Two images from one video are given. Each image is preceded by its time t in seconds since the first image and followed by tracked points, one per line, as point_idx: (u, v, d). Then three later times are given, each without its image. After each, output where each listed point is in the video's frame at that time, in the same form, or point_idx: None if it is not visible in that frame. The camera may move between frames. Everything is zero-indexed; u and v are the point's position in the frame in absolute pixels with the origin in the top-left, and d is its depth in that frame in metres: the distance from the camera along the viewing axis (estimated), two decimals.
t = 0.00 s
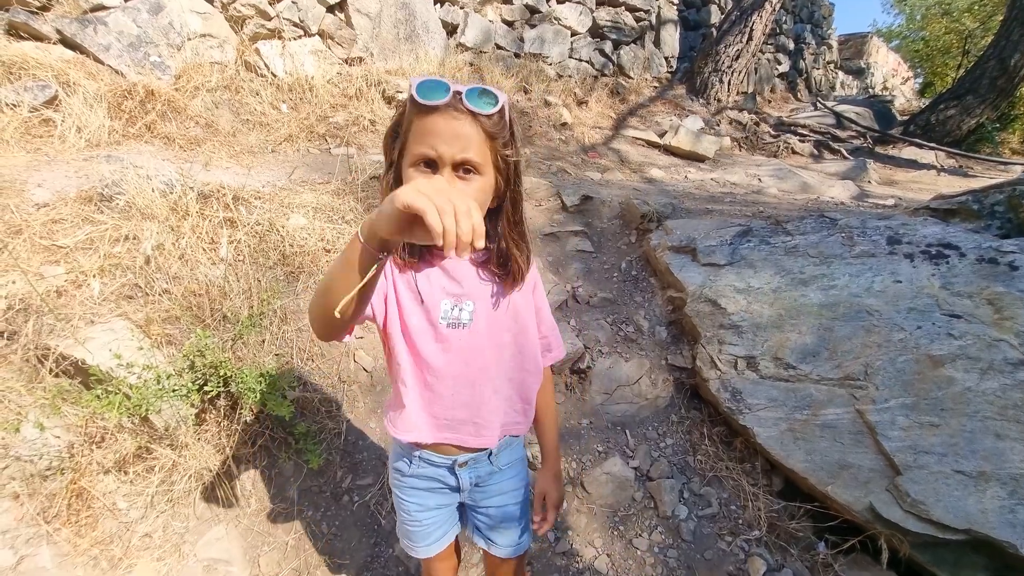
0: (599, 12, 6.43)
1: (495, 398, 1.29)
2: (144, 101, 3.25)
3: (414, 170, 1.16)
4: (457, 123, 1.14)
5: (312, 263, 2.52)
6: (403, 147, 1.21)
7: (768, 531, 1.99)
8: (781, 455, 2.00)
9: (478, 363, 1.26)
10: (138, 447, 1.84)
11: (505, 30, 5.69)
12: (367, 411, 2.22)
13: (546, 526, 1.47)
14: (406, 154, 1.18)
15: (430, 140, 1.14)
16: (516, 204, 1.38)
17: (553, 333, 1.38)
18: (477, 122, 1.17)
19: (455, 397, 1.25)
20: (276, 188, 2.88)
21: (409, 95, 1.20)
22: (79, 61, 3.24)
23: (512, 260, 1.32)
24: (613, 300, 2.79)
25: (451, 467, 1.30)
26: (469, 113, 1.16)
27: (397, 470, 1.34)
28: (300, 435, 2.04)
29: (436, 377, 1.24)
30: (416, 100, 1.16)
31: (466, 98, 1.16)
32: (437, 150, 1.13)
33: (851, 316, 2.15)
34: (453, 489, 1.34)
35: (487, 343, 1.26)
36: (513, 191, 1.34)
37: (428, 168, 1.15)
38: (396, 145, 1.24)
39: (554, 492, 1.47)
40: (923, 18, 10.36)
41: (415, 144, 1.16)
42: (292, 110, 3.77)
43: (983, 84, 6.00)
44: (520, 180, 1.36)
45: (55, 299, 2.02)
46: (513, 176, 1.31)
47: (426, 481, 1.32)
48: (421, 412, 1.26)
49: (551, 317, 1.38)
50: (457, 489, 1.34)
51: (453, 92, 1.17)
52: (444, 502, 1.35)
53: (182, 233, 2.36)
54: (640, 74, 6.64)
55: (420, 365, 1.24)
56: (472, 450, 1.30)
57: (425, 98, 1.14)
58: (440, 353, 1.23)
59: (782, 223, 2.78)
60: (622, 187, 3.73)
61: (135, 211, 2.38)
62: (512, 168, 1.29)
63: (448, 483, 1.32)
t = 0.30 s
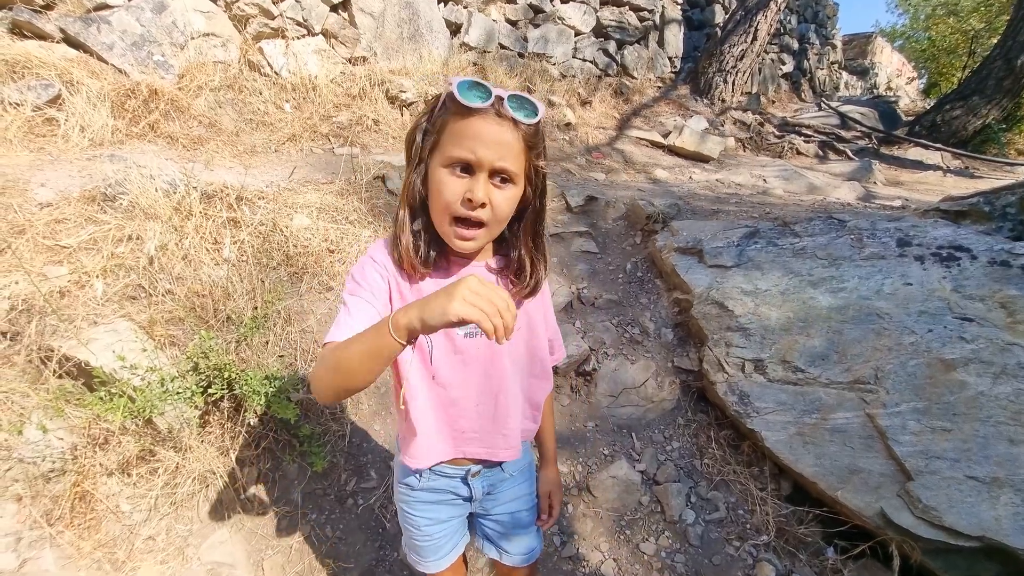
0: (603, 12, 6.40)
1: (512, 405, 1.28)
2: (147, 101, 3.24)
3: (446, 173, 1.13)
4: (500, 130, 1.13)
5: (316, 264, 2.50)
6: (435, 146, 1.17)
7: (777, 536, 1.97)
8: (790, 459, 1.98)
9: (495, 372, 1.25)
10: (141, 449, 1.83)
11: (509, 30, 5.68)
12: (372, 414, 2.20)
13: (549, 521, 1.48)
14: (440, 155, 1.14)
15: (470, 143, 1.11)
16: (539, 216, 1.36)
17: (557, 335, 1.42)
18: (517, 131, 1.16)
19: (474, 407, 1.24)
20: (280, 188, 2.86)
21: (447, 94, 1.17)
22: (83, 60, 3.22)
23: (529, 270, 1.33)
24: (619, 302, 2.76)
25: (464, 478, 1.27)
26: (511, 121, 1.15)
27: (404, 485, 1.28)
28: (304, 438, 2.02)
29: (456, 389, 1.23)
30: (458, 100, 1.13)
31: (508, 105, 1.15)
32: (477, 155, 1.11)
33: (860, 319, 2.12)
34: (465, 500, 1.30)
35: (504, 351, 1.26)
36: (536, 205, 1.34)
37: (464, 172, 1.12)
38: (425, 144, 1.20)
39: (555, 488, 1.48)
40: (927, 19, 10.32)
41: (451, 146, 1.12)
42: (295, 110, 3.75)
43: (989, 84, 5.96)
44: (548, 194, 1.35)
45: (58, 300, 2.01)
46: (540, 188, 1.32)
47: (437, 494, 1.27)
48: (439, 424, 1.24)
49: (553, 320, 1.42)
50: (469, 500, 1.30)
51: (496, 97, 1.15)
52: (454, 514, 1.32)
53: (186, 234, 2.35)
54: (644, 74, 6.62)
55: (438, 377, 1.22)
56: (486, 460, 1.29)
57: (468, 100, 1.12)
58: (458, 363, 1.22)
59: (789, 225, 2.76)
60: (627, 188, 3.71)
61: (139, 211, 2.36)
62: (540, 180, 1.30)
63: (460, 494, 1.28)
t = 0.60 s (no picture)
0: (597, 10, 6.38)
1: (550, 424, 1.23)
2: (141, 110, 3.21)
3: (499, 179, 1.10)
4: (551, 133, 1.11)
5: (315, 272, 2.47)
6: (483, 153, 1.14)
7: (787, 539, 1.95)
8: (799, 460, 1.95)
9: (532, 386, 1.21)
10: (142, 465, 1.81)
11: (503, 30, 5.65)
12: (375, 423, 2.17)
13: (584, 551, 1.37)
14: (490, 161, 1.12)
15: (524, 147, 1.08)
16: (590, 222, 1.34)
17: (609, 353, 1.31)
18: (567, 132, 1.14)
19: (508, 421, 1.21)
20: (276, 195, 2.84)
21: (493, 98, 1.14)
22: (75, 70, 3.20)
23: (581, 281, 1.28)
24: (621, 302, 2.74)
25: (497, 498, 1.25)
26: (562, 122, 1.14)
27: (438, 498, 1.27)
28: (307, 449, 1.99)
29: (490, 401, 1.20)
30: (507, 103, 1.11)
31: (558, 105, 1.13)
32: (533, 159, 1.08)
33: (867, 316, 2.10)
34: (498, 519, 1.28)
35: (543, 366, 1.21)
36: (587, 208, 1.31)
37: (517, 177, 1.09)
38: (472, 152, 1.17)
39: (596, 515, 1.36)
40: (921, 10, 10.30)
41: (502, 152, 1.10)
42: (290, 116, 3.73)
43: (987, 74, 5.93)
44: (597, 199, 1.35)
45: (54, 315, 1.98)
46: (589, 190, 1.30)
47: (469, 511, 1.26)
48: (472, 437, 1.22)
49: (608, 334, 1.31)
50: (502, 520, 1.28)
51: (544, 100, 1.14)
52: (486, 531, 1.30)
53: (182, 244, 2.32)
54: (640, 72, 6.60)
55: (472, 387, 1.19)
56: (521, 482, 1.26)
57: (518, 103, 1.10)
58: (493, 375, 1.19)
59: (791, 222, 2.74)
60: (626, 187, 3.69)
61: (134, 222, 2.34)
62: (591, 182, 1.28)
63: (492, 514, 1.26)
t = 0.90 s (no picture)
0: (578, 8, 6.38)
1: (572, 429, 1.18)
2: (115, 115, 3.14)
3: (516, 183, 1.09)
4: (571, 135, 1.07)
5: (297, 277, 2.43)
6: (505, 156, 1.14)
7: (779, 532, 1.96)
8: (788, 453, 1.97)
9: (555, 388, 1.16)
10: (124, 481, 1.76)
11: (483, 29, 5.62)
12: (363, 430, 2.13)
13: None
14: (509, 164, 1.11)
15: (541, 152, 1.06)
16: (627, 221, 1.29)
17: (649, 363, 1.25)
18: (591, 134, 1.09)
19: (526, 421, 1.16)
20: (257, 200, 2.79)
21: (517, 98, 1.12)
22: (46, 76, 3.11)
23: (617, 285, 1.25)
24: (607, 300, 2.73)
25: (510, 508, 1.21)
26: (584, 124, 1.08)
27: (453, 501, 1.27)
28: (294, 458, 1.97)
29: (511, 396, 1.16)
30: (527, 105, 1.08)
31: (583, 106, 1.08)
32: (548, 165, 1.06)
33: (851, 308, 2.11)
34: (510, 530, 1.25)
35: (569, 368, 1.16)
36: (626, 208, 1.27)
37: (533, 182, 1.08)
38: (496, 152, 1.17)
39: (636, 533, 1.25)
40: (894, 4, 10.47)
41: (520, 155, 1.08)
42: (269, 119, 3.67)
43: (960, 67, 6.03)
44: (634, 200, 1.29)
45: (29, 328, 1.93)
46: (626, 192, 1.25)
47: (481, 518, 1.24)
48: (489, 432, 1.19)
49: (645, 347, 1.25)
50: (513, 531, 1.25)
51: (569, 100, 1.09)
52: (497, 540, 1.27)
53: (160, 252, 2.26)
54: (621, 70, 6.62)
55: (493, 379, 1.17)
56: (536, 492, 1.22)
57: (537, 105, 1.07)
58: (516, 370, 1.15)
59: (774, 216, 2.76)
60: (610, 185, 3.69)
61: (110, 230, 2.28)
62: (621, 184, 1.22)
63: (505, 524, 1.23)
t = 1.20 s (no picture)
0: None
1: (565, 420, 1.16)
2: (83, 109, 3.03)
3: (526, 156, 1.06)
4: (588, 112, 1.05)
5: (275, 272, 2.37)
6: (519, 129, 1.12)
7: (764, 519, 1.98)
8: (773, 440, 1.99)
9: (550, 379, 1.13)
10: (98, 485, 1.72)
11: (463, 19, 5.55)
12: (347, 426, 2.10)
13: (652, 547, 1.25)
14: (522, 137, 1.08)
15: (555, 124, 1.03)
16: (638, 214, 1.28)
17: (649, 363, 1.26)
18: (610, 114, 1.08)
19: (517, 408, 1.14)
20: (233, 194, 2.72)
21: (538, 73, 1.11)
22: (8, 68, 3.00)
23: (622, 279, 1.23)
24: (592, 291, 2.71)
25: (511, 498, 1.19)
26: (602, 103, 1.07)
27: (453, 491, 1.25)
28: (274, 458, 1.92)
29: (503, 382, 1.14)
30: (548, 78, 1.07)
31: (604, 85, 1.07)
32: (562, 138, 1.03)
33: (833, 295, 2.12)
34: (509, 521, 1.24)
35: (565, 359, 1.14)
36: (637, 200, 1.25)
37: (544, 155, 1.05)
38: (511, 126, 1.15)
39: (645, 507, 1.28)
40: None
41: (535, 128, 1.06)
42: (245, 111, 3.58)
43: (934, 58, 6.05)
44: (646, 190, 1.27)
45: None
46: (639, 183, 1.23)
47: (481, 508, 1.22)
48: (477, 417, 1.16)
49: (647, 345, 1.26)
50: (512, 522, 1.24)
51: (590, 78, 1.08)
52: (496, 531, 1.26)
53: (132, 249, 2.19)
54: (602, 61, 6.59)
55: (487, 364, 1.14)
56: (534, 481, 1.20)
57: (558, 79, 1.06)
58: (512, 357, 1.12)
59: (756, 206, 2.77)
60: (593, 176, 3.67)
61: (79, 227, 2.20)
62: (634, 172, 1.19)
63: (504, 515, 1.22)
